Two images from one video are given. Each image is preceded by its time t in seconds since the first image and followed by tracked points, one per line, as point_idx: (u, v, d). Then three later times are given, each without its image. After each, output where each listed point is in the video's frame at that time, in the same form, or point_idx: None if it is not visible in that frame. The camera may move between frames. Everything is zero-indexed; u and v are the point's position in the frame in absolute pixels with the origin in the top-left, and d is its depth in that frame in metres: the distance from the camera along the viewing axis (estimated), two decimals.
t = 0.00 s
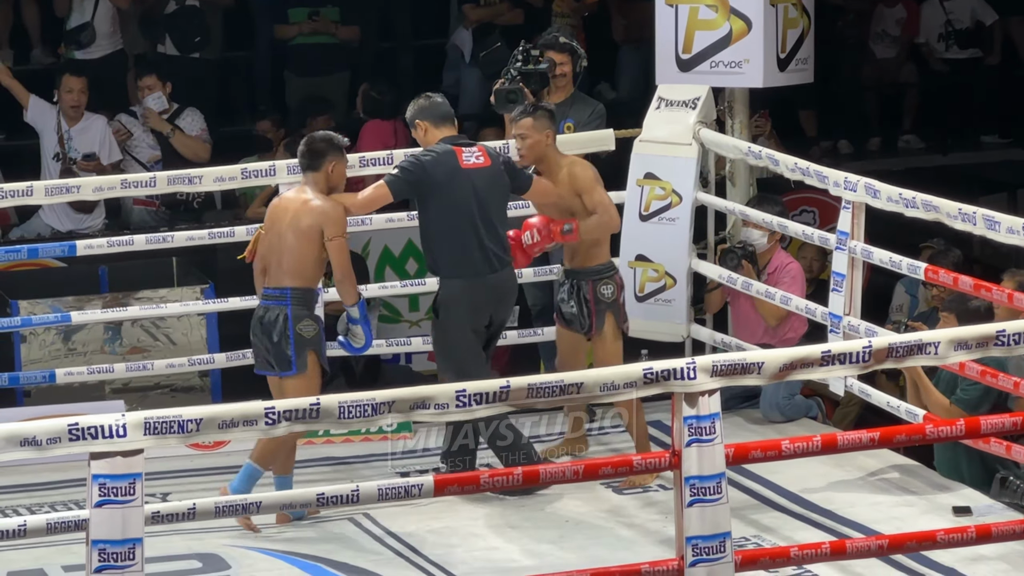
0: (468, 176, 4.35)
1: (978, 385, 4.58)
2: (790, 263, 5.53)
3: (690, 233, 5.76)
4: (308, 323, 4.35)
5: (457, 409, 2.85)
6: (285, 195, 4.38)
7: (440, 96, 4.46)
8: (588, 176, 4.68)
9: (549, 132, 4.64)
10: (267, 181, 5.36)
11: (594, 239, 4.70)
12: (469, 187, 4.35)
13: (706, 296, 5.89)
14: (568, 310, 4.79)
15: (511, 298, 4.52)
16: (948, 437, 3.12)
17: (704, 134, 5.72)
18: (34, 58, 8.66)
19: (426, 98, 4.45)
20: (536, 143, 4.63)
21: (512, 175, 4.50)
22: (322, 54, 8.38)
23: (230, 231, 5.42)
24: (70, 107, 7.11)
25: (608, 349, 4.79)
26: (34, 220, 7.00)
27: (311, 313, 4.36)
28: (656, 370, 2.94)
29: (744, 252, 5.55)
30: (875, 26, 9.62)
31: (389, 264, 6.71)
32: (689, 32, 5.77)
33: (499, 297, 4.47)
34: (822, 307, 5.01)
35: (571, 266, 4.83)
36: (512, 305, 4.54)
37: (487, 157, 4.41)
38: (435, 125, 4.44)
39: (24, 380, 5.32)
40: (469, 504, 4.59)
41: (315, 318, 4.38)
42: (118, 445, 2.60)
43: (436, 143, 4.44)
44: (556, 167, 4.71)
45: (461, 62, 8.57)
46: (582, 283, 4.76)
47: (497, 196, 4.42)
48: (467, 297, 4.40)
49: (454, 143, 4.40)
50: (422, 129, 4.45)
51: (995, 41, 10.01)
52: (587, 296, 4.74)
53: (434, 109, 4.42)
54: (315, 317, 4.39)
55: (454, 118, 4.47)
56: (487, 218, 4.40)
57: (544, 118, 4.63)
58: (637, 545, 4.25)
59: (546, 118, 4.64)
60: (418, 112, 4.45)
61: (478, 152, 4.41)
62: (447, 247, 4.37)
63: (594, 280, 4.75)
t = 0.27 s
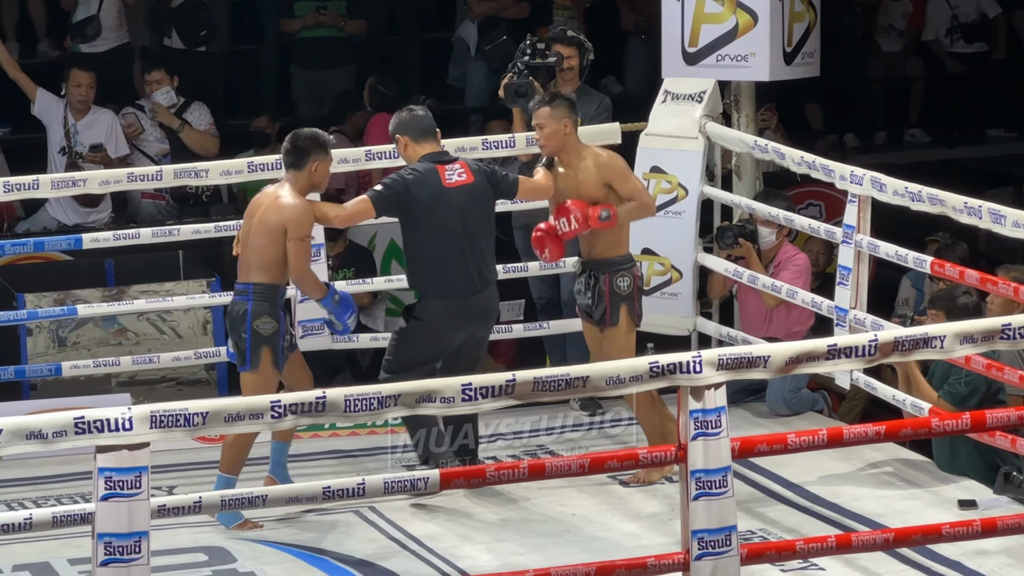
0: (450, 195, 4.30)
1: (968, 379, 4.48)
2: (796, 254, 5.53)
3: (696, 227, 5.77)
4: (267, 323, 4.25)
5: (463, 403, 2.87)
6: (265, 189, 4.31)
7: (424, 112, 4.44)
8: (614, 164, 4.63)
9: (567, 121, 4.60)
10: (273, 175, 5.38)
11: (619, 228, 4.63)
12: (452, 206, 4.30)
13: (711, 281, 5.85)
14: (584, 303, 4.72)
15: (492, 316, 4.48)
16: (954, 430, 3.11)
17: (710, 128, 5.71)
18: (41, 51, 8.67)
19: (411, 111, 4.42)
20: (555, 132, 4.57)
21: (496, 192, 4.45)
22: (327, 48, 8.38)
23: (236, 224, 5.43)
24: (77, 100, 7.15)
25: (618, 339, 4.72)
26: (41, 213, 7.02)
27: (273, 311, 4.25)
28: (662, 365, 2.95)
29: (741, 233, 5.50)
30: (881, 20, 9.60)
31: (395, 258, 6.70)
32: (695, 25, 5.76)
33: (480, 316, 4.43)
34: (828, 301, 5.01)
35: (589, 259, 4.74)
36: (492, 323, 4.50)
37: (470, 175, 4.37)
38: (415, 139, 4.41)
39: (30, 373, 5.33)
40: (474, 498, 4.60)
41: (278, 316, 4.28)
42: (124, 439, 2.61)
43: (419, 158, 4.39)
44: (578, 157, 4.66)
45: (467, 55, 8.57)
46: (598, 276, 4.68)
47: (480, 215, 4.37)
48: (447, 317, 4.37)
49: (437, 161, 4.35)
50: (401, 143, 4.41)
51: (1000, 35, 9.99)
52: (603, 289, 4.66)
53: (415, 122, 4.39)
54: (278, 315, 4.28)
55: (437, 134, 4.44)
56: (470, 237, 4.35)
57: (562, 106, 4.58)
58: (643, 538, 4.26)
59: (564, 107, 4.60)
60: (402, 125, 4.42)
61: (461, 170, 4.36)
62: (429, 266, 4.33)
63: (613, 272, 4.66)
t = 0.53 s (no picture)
0: (435, 187, 4.17)
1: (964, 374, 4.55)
2: (803, 251, 5.54)
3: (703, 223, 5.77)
4: (257, 341, 4.22)
5: (470, 398, 2.86)
6: (239, 208, 4.25)
7: (423, 104, 4.29)
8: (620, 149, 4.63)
9: (568, 109, 4.59)
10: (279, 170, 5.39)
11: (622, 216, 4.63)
12: (436, 198, 4.16)
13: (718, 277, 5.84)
14: (584, 294, 4.65)
15: (479, 315, 4.33)
16: (962, 426, 3.11)
17: (716, 123, 5.69)
18: (48, 46, 8.68)
19: (407, 103, 4.27)
20: (556, 121, 4.58)
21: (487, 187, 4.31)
22: (335, 43, 8.36)
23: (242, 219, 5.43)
24: (82, 100, 7.16)
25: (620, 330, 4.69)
26: (47, 209, 7.02)
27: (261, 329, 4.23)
28: (669, 360, 2.94)
29: (743, 226, 5.48)
30: (889, 15, 9.59)
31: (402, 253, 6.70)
32: (702, 20, 5.76)
33: (464, 313, 4.29)
34: (835, 297, 5.00)
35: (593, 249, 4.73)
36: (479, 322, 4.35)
37: (458, 167, 4.23)
38: (410, 132, 4.27)
39: (37, 369, 5.34)
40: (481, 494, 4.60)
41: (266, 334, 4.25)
42: (130, 435, 2.61)
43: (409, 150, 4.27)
44: (583, 143, 4.67)
45: (473, 50, 8.56)
46: (603, 266, 4.64)
47: (467, 209, 4.23)
48: (429, 313, 4.23)
49: (425, 153, 4.23)
50: (396, 135, 4.29)
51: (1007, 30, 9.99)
52: (609, 280, 4.61)
53: (413, 115, 4.25)
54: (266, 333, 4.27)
55: (433, 125, 4.29)
56: (455, 232, 4.21)
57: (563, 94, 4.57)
58: (649, 534, 4.26)
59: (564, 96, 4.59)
60: (397, 116, 4.27)
61: (448, 162, 4.23)
62: (411, 260, 4.19)
63: (618, 263, 4.63)
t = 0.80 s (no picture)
0: (434, 170, 4.17)
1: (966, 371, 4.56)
2: (811, 246, 5.52)
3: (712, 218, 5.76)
4: (238, 322, 4.14)
5: (479, 394, 2.86)
6: (228, 188, 4.21)
7: (430, 90, 4.25)
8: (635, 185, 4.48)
9: (584, 137, 4.48)
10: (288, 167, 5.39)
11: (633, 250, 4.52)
12: (436, 181, 4.16)
13: (726, 276, 5.85)
14: (590, 320, 4.60)
15: (485, 301, 4.27)
16: (971, 422, 3.10)
17: (726, 118, 5.69)
18: (56, 43, 8.70)
19: (416, 88, 4.23)
20: (570, 149, 4.46)
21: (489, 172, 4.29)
22: (344, 39, 8.37)
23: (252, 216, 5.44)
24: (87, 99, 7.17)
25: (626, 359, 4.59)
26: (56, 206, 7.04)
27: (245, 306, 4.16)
28: (678, 356, 2.95)
29: (751, 223, 5.52)
30: (897, 10, 9.59)
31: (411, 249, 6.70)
32: (711, 15, 5.76)
33: (468, 298, 4.23)
34: (844, 292, 4.99)
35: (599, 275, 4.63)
36: (485, 308, 4.29)
37: (458, 152, 4.22)
38: (415, 118, 4.24)
39: (46, 365, 5.36)
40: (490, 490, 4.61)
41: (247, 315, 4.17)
42: (140, 431, 2.62)
43: (411, 136, 4.24)
44: (597, 173, 4.54)
45: (482, 46, 8.58)
46: (612, 291, 4.56)
47: (469, 193, 4.21)
48: (432, 297, 4.19)
49: (425, 138, 4.22)
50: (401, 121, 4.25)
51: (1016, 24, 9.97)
52: (617, 305, 4.55)
53: (419, 100, 4.22)
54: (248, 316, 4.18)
55: (439, 111, 4.27)
56: (456, 215, 4.19)
57: (580, 122, 4.46)
58: (659, 530, 4.27)
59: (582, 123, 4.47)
60: (403, 102, 4.24)
61: (449, 146, 4.22)
62: (413, 244, 4.18)
63: (628, 288, 4.56)
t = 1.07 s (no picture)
0: (425, 172, 4.04)
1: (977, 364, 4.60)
2: (822, 243, 5.52)
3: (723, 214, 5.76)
4: (217, 327, 4.18)
5: (491, 390, 2.87)
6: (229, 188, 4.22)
7: (422, 92, 4.12)
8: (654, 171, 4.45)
9: (607, 120, 4.46)
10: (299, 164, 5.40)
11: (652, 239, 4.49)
12: (426, 184, 4.04)
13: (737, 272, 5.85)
14: (606, 306, 4.60)
15: (487, 303, 4.14)
16: (983, 417, 3.10)
17: (737, 114, 5.68)
18: (67, 40, 8.72)
19: (410, 92, 4.11)
20: (593, 132, 4.45)
21: (486, 172, 4.15)
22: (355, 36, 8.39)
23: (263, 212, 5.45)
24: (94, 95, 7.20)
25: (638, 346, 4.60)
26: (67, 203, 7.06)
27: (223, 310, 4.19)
28: (690, 353, 2.95)
29: (761, 220, 5.49)
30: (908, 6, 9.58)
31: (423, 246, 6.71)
32: (722, 12, 5.76)
33: (467, 301, 4.10)
34: (855, 288, 4.99)
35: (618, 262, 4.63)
36: (488, 310, 4.15)
37: (449, 151, 4.09)
38: (409, 124, 4.11)
39: (58, 362, 5.38)
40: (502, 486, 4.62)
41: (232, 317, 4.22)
42: (152, 427, 2.63)
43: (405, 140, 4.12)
44: (621, 157, 4.51)
45: (493, 42, 8.59)
46: (627, 278, 4.56)
47: (462, 194, 4.08)
48: (429, 301, 4.07)
49: (415, 141, 4.09)
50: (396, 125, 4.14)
51: None
52: (631, 292, 4.55)
53: (413, 105, 4.09)
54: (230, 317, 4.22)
55: (434, 115, 4.13)
56: (450, 217, 4.06)
57: (603, 105, 4.44)
58: (670, 526, 4.27)
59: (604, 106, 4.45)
60: (397, 105, 4.11)
61: (439, 147, 4.09)
62: (406, 248, 4.07)
63: (643, 277, 4.55)
